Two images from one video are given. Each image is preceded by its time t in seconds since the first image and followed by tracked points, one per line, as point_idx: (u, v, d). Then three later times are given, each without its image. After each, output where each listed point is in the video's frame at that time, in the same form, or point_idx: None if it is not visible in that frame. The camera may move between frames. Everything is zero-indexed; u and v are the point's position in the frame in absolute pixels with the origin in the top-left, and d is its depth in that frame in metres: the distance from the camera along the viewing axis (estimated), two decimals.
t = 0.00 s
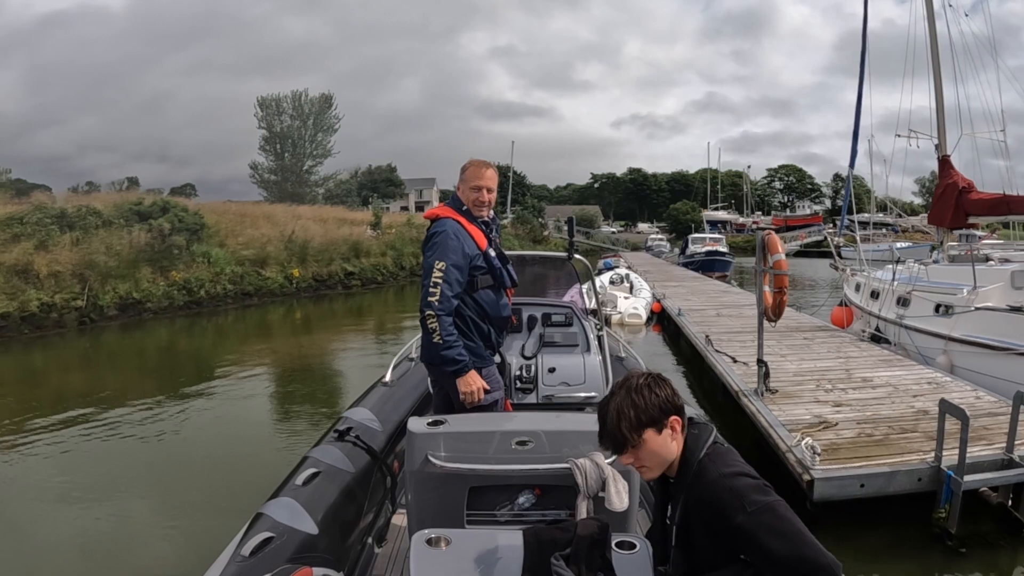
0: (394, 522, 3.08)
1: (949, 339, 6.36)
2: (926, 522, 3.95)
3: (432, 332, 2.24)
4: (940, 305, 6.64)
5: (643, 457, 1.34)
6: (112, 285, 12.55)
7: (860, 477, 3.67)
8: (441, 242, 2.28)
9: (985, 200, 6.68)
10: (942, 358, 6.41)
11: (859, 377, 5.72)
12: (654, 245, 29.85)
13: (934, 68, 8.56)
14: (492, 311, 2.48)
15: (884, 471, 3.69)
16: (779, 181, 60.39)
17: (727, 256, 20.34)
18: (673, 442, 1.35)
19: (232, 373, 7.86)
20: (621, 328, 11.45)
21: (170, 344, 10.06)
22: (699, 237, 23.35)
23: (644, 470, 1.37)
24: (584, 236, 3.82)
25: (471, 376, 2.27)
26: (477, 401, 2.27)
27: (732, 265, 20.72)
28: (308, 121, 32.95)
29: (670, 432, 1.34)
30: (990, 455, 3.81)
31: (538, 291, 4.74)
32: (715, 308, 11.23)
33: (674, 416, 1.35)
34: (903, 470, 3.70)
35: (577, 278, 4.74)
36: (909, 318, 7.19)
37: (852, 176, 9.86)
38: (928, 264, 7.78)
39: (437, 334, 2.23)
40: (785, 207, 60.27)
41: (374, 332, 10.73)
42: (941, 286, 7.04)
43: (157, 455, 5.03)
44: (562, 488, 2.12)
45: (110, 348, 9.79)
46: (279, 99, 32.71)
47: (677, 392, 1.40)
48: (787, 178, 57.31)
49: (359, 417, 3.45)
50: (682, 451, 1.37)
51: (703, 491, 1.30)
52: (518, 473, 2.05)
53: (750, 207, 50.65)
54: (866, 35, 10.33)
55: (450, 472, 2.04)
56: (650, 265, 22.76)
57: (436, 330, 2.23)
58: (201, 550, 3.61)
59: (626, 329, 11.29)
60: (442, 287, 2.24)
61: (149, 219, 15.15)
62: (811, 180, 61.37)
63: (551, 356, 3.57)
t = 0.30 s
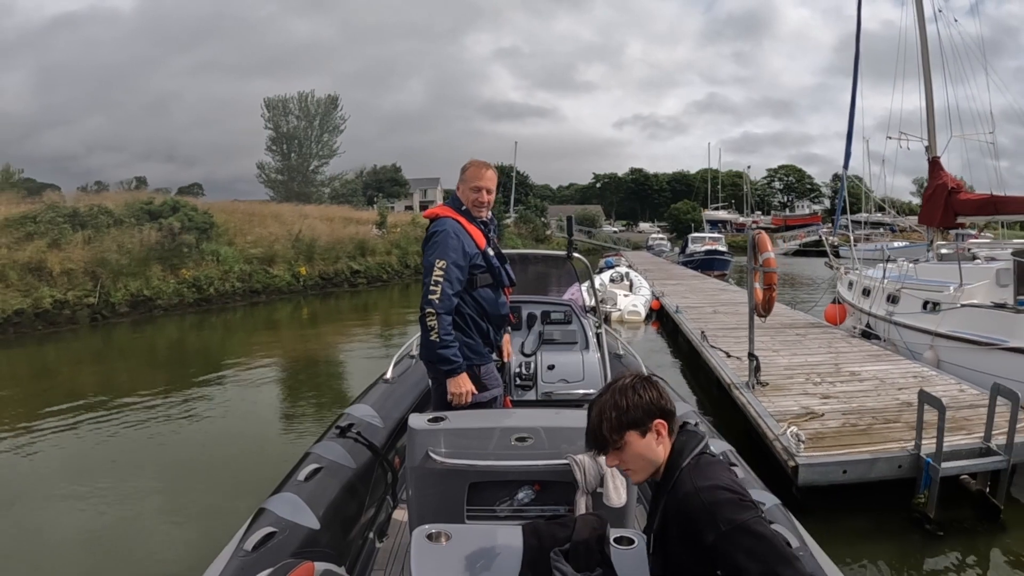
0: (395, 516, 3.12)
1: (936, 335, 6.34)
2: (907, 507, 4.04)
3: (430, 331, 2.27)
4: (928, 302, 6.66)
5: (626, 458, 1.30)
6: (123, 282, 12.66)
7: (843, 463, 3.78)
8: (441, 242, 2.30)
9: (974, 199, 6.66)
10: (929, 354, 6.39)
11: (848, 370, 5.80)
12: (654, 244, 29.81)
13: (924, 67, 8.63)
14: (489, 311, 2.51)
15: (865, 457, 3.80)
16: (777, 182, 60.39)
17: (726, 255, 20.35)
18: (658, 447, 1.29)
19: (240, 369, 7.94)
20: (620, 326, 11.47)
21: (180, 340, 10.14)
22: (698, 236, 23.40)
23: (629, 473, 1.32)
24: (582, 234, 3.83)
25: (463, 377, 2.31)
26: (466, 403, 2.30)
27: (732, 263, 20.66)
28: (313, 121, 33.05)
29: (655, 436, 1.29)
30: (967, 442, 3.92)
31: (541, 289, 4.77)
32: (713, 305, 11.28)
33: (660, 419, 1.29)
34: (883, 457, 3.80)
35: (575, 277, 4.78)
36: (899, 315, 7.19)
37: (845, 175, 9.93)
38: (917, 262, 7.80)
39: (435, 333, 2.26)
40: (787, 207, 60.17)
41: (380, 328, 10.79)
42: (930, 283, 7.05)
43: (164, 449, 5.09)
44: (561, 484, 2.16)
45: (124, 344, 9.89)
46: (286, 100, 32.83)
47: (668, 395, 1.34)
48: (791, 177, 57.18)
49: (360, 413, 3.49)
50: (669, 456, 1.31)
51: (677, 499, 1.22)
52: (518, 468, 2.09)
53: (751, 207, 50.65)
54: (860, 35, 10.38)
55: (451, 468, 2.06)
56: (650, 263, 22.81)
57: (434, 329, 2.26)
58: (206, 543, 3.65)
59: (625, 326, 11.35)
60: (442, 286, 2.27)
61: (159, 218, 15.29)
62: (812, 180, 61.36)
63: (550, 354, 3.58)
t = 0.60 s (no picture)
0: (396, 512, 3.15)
1: (923, 331, 6.38)
2: (887, 494, 4.12)
3: (427, 330, 2.30)
4: (916, 299, 6.70)
5: (602, 507, 1.18)
6: (134, 280, 12.78)
7: (827, 451, 3.84)
8: (440, 242, 2.33)
9: (963, 200, 6.66)
10: (916, 350, 6.48)
11: (836, 364, 5.85)
12: (654, 243, 29.82)
13: (913, 68, 8.69)
14: (488, 309, 2.54)
15: (848, 446, 3.86)
16: (778, 181, 60.29)
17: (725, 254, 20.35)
18: (636, 493, 1.15)
19: (248, 364, 8.01)
20: (619, 323, 11.50)
21: (190, 336, 10.24)
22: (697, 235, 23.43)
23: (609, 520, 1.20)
24: (579, 233, 3.87)
25: (459, 377, 2.34)
26: (460, 402, 2.34)
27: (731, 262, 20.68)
28: (319, 121, 33.18)
29: (633, 481, 1.14)
30: (947, 430, 3.98)
31: (543, 288, 4.81)
32: (708, 302, 11.32)
33: (635, 465, 1.14)
34: (866, 445, 3.87)
35: (573, 276, 4.80)
36: (888, 312, 7.25)
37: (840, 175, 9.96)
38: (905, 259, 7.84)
39: (432, 332, 2.29)
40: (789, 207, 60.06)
41: (384, 326, 10.85)
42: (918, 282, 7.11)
43: (170, 445, 5.11)
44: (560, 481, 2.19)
45: (135, 340, 9.98)
46: (292, 101, 32.99)
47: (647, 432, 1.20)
48: (792, 177, 57.04)
49: (361, 410, 3.53)
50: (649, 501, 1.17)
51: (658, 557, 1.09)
52: (517, 465, 2.12)
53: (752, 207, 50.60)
54: (854, 36, 10.43)
55: (451, 465, 2.09)
56: (650, 262, 22.84)
57: (431, 328, 2.29)
58: (210, 539, 3.66)
59: (624, 323, 11.39)
60: (440, 286, 2.30)
61: (169, 217, 15.44)
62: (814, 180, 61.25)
63: (549, 351, 3.60)
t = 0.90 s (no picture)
0: (397, 508, 3.20)
1: (910, 328, 6.45)
2: (869, 481, 4.23)
3: (437, 329, 2.33)
4: (904, 297, 6.75)
5: (556, 567, 1.15)
6: (144, 277, 12.88)
7: (811, 439, 3.95)
8: (447, 243, 2.36)
9: (952, 202, 6.68)
10: (903, 344, 6.49)
11: (826, 359, 5.96)
12: (654, 243, 29.87)
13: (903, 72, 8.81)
14: (493, 308, 2.58)
15: (831, 435, 3.97)
16: (778, 182, 60.36)
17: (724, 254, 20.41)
18: (585, 551, 1.12)
19: (256, 360, 8.09)
20: (617, 320, 11.55)
21: (198, 332, 10.32)
22: (695, 235, 23.46)
23: None
24: (579, 232, 3.90)
25: (468, 375, 2.38)
26: (472, 399, 2.39)
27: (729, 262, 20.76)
28: (324, 122, 33.28)
29: (576, 539, 1.11)
30: (928, 422, 4.09)
31: (544, 286, 4.86)
32: (704, 300, 11.39)
33: (577, 523, 1.10)
34: (848, 435, 3.98)
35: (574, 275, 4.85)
36: (876, 309, 7.28)
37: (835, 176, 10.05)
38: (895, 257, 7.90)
39: (442, 333, 2.33)
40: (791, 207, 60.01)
41: (388, 323, 10.92)
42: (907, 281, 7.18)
43: (175, 442, 5.13)
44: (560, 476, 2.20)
45: (146, 336, 10.05)
46: (298, 101, 33.11)
47: (588, 482, 1.14)
48: (791, 178, 57.04)
49: (363, 407, 3.56)
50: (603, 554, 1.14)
51: None
52: (516, 461, 2.14)
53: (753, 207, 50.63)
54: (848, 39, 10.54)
55: (451, 461, 2.14)
56: (649, 262, 22.91)
57: (442, 327, 2.32)
58: (214, 537, 3.68)
59: (623, 320, 11.46)
60: (449, 286, 2.33)
61: (177, 216, 15.56)
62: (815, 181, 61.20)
63: (549, 349, 3.63)
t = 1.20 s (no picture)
0: (398, 504, 3.24)
1: (897, 325, 6.48)
2: (852, 470, 4.35)
3: (441, 328, 2.36)
4: (893, 296, 6.73)
5: (528, 555, 1.20)
6: (153, 274, 13.00)
7: (795, 428, 4.11)
8: (449, 242, 2.38)
9: (942, 203, 6.69)
10: (891, 342, 6.49)
11: (815, 355, 6.11)
12: (654, 242, 29.92)
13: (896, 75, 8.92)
14: (494, 307, 2.62)
15: (814, 424, 4.13)
16: (779, 183, 60.33)
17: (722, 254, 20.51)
18: (555, 547, 1.16)
19: (262, 355, 8.15)
20: (616, 317, 11.61)
21: (207, 328, 10.41)
22: (694, 235, 23.52)
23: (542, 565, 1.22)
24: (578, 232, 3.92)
25: (476, 371, 2.42)
26: (480, 395, 2.42)
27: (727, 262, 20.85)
28: (329, 122, 33.39)
29: (547, 531, 1.15)
30: (910, 415, 4.19)
31: (545, 286, 4.90)
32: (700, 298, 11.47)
33: (549, 520, 1.14)
34: (831, 425, 4.13)
35: (573, 275, 4.89)
36: (866, 307, 7.26)
37: (830, 177, 10.16)
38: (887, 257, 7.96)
39: (447, 331, 2.36)
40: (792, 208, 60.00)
41: (392, 320, 11.00)
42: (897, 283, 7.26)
43: (181, 437, 5.16)
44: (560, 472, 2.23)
45: (154, 331, 10.17)
46: (303, 101, 33.23)
47: (570, 477, 1.16)
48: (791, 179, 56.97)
49: (365, 404, 3.60)
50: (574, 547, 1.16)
51: None
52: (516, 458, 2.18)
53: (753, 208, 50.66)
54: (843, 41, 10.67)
55: (451, 457, 2.17)
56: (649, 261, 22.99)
57: (446, 326, 2.35)
58: (217, 530, 3.70)
59: (621, 318, 11.56)
60: (452, 285, 2.36)
61: (186, 214, 15.71)
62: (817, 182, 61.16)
63: (547, 346, 3.65)
